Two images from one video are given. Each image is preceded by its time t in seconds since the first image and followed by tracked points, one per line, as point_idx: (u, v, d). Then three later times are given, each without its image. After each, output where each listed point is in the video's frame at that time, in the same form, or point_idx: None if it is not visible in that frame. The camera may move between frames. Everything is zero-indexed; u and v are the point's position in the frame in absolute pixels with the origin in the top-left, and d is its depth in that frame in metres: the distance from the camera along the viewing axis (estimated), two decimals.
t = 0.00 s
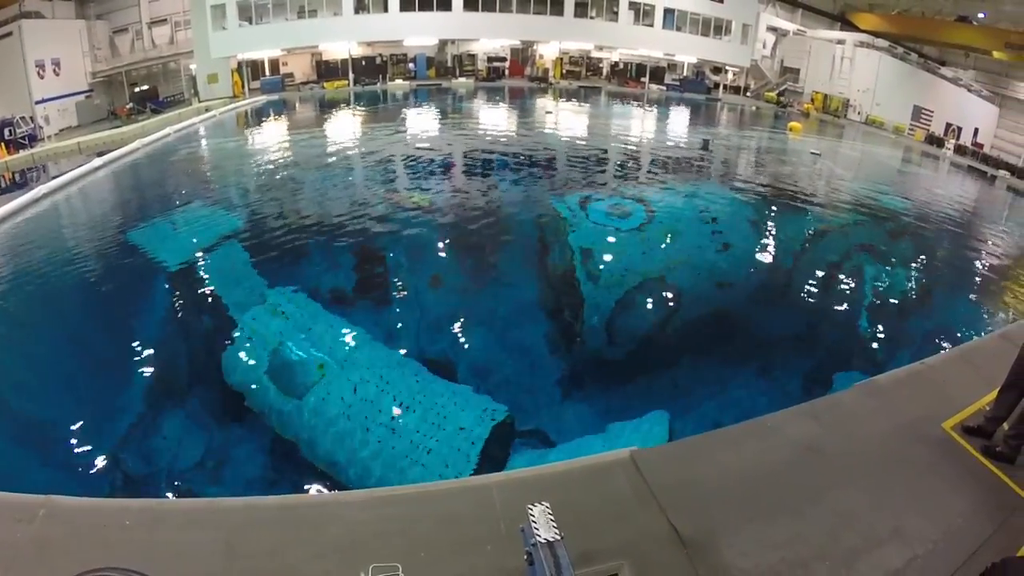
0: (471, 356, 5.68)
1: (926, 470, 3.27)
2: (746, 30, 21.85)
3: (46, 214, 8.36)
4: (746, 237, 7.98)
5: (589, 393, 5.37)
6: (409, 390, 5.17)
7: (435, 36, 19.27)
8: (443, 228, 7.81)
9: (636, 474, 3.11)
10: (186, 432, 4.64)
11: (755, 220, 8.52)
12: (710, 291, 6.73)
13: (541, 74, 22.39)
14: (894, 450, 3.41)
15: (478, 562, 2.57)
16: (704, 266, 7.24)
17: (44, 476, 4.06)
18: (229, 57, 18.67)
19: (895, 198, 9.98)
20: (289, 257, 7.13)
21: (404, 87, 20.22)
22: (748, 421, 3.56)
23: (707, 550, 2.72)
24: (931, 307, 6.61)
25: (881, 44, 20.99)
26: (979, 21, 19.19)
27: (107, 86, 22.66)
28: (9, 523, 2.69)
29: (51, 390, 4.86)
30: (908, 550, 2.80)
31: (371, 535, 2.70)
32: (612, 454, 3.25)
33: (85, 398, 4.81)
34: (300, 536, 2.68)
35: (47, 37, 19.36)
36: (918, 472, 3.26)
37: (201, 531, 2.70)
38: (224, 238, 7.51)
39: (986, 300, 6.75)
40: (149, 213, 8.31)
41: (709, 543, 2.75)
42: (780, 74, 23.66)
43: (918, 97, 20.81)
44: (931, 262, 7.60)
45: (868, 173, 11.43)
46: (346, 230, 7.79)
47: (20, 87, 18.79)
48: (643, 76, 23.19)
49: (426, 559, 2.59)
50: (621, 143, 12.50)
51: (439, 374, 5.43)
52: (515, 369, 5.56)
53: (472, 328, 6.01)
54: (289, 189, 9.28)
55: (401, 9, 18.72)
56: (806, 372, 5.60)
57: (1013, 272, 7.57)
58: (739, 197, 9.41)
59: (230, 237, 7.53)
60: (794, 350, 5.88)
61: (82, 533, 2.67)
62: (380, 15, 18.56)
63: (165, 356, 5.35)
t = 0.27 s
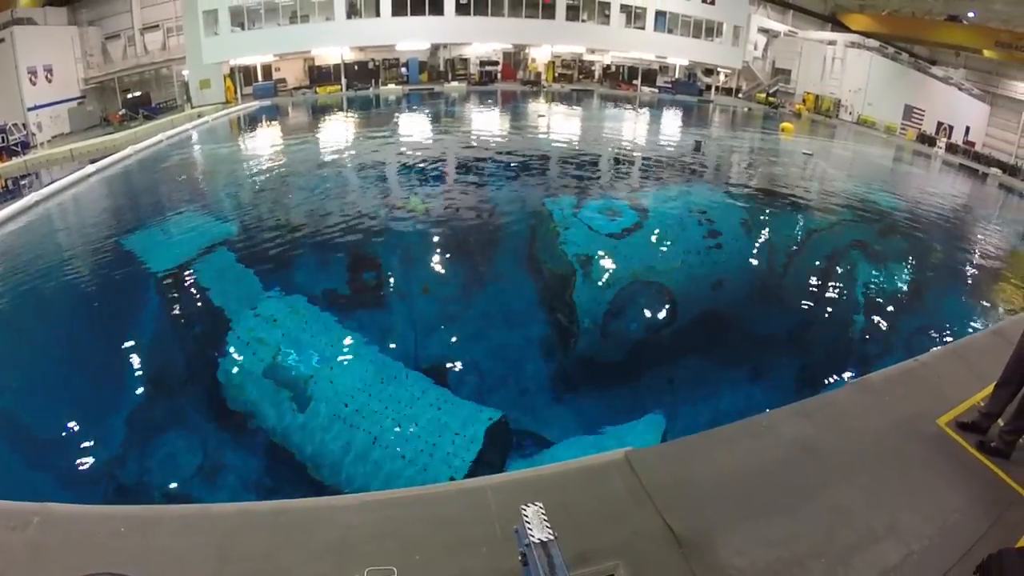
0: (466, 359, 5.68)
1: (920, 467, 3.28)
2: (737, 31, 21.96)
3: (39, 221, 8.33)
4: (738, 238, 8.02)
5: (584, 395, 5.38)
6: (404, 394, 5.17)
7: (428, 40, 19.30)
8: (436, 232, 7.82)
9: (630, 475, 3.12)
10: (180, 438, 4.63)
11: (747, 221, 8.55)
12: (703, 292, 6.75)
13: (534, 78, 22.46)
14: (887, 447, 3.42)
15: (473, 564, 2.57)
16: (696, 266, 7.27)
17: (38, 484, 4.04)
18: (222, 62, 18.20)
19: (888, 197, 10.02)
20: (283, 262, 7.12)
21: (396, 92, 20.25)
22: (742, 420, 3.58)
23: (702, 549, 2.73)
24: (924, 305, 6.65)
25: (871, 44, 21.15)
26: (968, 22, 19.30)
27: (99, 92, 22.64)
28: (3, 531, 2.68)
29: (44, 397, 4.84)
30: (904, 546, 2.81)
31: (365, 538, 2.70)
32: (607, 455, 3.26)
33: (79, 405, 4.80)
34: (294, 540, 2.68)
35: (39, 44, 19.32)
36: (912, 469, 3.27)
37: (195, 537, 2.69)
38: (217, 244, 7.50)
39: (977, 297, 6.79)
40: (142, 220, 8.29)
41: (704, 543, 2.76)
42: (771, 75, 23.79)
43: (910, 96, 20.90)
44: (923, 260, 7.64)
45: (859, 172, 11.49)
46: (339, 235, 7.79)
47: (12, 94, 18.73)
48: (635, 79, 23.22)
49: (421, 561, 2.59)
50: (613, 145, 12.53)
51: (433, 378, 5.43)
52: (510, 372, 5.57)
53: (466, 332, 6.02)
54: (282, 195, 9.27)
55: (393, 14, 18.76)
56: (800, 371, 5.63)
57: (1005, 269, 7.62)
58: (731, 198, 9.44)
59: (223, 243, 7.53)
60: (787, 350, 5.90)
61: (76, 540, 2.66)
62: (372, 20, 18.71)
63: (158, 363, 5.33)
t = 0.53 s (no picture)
0: (463, 361, 5.69)
1: (918, 462, 3.29)
2: (731, 30, 22.05)
3: (35, 228, 8.33)
4: (735, 235, 8.03)
5: (582, 395, 5.38)
6: (401, 397, 5.17)
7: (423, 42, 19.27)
8: (432, 234, 7.82)
9: (628, 474, 3.12)
10: (178, 443, 4.63)
11: (743, 218, 8.56)
12: (700, 290, 6.76)
13: (529, 79, 22.47)
14: (886, 442, 3.43)
15: (471, 564, 2.58)
16: (693, 265, 7.28)
17: (37, 491, 4.04)
18: (216, 66, 18.49)
19: (884, 193, 10.03)
20: (280, 265, 7.12)
21: (391, 94, 20.23)
22: (739, 417, 3.58)
23: (701, 547, 2.73)
24: (921, 300, 6.67)
25: (866, 41, 21.11)
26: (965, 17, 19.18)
27: (94, 98, 22.58)
28: (2, 538, 2.68)
29: (41, 405, 4.83)
30: (902, 541, 2.82)
31: (363, 540, 2.70)
32: (604, 454, 3.26)
33: (76, 412, 4.79)
34: (291, 544, 2.68)
35: (34, 50, 19.26)
36: (910, 464, 3.28)
37: (193, 541, 2.69)
38: (213, 249, 7.50)
39: (975, 292, 6.81)
40: (138, 224, 8.30)
41: (702, 541, 2.76)
42: (766, 72, 23.83)
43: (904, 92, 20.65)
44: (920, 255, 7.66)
45: (856, 169, 11.50)
46: (335, 238, 7.79)
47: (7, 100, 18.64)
48: (630, 79, 23.08)
49: (419, 563, 2.59)
50: (609, 145, 12.53)
51: (431, 380, 5.43)
52: (507, 373, 5.58)
53: (463, 333, 6.02)
54: (278, 198, 9.27)
55: (387, 16, 18.75)
56: (797, 368, 5.65)
57: (1001, 263, 7.63)
58: (727, 197, 9.46)
59: (220, 248, 7.52)
60: (784, 347, 5.91)
61: (75, 546, 2.66)
62: (367, 23, 18.62)
63: (156, 368, 5.33)
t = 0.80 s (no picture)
0: (462, 360, 5.68)
1: (916, 459, 3.30)
2: (729, 28, 22.09)
3: (33, 228, 8.32)
4: (732, 234, 8.03)
5: (580, 394, 5.38)
6: (399, 396, 5.17)
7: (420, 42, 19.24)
8: (429, 234, 7.82)
9: (626, 473, 3.12)
10: (176, 444, 4.62)
11: (741, 217, 8.57)
12: (698, 289, 6.76)
13: (526, 78, 22.45)
14: (883, 439, 3.44)
15: (469, 564, 2.58)
16: (691, 264, 7.28)
17: (34, 493, 4.03)
18: (215, 67, 18.45)
19: (882, 191, 10.05)
20: (277, 265, 7.12)
21: (388, 94, 20.22)
22: (737, 416, 3.58)
23: (699, 546, 2.73)
24: (918, 298, 6.68)
25: (863, 40, 21.09)
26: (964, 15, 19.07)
27: (91, 98, 22.52)
28: None
29: (38, 406, 4.82)
30: (900, 539, 2.82)
31: (361, 540, 2.70)
32: (601, 453, 3.26)
33: (74, 414, 4.79)
34: (289, 544, 2.68)
35: (30, 51, 19.21)
36: (908, 461, 3.29)
37: (191, 543, 2.69)
38: (210, 249, 7.49)
39: (973, 290, 6.82)
40: (135, 225, 8.30)
41: (700, 539, 2.77)
42: (763, 71, 23.83)
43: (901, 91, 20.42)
44: (918, 253, 7.67)
45: (853, 167, 11.51)
46: (333, 238, 7.78)
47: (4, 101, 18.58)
48: (627, 78, 23.05)
49: (416, 563, 2.59)
50: (607, 144, 12.52)
51: (429, 379, 5.43)
52: (506, 372, 5.58)
53: (461, 332, 6.02)
54: (276, 199, 9.26)
55: (384, 16, 18.72)
56: (794, 366, 5.66)
57: (999, 261, 7.65)
58: (725, 195, 9.46)
59: (217, 248, 7.51)
60: (782, 345, 5.92)
61: (73, 548, 2.65)
62: (364, 22, 18.60)
63: (153, 369, 5.32)
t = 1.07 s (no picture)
0: (460, 361, 5.68)
1: (915, 458, 3.31)
2: (727, 28, 22.10)
3: (32, 228, 8.31)
4: (731, 234, 8.04)
5: (579, 394, 5.38)
6: (399, 397, 5.17)
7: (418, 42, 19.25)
8: (428, 234, 7.82)
9: (625, 473, 3.12)
10: (175, 444, 4.62)
11: (739, 217, 8.58)
12: (697, 289, 6.77)
13: (525, 78, 22.48)
14: (882, 438, 3.44)
15: (468, 564, 2.58)
16: (690, 264, 7.29)
17: (33, 493, 4.03)
18: (213, 67, 18.21)
19: (881, 191, 10.06)
20: (276, 266, 7.12)
21: (387, 94, 20.23)
22: (736, 416, 3.58)
23: (698, 545, 2.74)
24: (917, 298, 6.69)
25: (861, 40, 21.09)
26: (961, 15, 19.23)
27: (90, 98, 22.50)
28: None
29: (37, 406, 4.82)
30: (899, 538, 2.83)
31: (360, 541, 2.70)
32: (600, 453, 3.26)
33: (72, 414, 4.78)
34: (288, 544, 2.68)
35: (29, 51, 19.19)
36: (906, 460, 3.29)
37: (189, 543, 2.68)
38: (209, 249, 7.49)
39: (971, 289, 6.83)
40: (134, 225, 8.30)
41: (699, 539, 2.77)
42: (762, 71, 23.84)
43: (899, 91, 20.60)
44: (916, 253, 7.69)
45: (852, 167, 11.53)
46: (332, 238, 7.79)
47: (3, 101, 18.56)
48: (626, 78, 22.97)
49: (416, 563, 2.59)
50: (605, 144, 12.53)
51: (428, 380, 5.43)
52: (505, 372, 5.58)
53: (460, 332, 6.03)
54: (275, 198, 9.27)
55: (383, 15, 18.75)
56: (793, 366, 5.66)
57: (997, 261, 7.66)
58: (724, 195, 9.48)
59: (215, 248, 7.51)
60: (780, 344, 5.93)
61: (72, 549, 2.65)
62: (363, 22, 18.62)
63: (152, 370, 5.31)
